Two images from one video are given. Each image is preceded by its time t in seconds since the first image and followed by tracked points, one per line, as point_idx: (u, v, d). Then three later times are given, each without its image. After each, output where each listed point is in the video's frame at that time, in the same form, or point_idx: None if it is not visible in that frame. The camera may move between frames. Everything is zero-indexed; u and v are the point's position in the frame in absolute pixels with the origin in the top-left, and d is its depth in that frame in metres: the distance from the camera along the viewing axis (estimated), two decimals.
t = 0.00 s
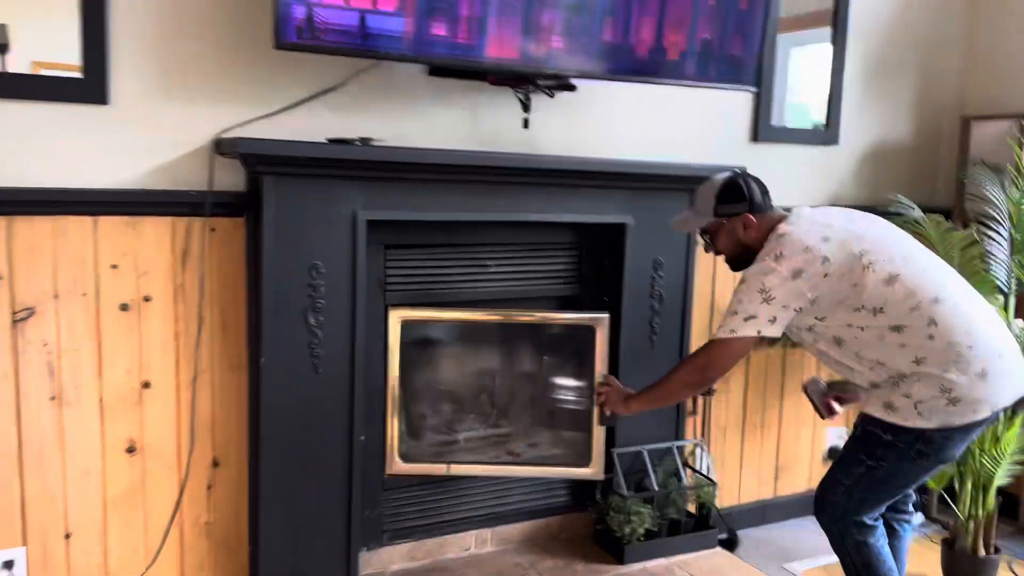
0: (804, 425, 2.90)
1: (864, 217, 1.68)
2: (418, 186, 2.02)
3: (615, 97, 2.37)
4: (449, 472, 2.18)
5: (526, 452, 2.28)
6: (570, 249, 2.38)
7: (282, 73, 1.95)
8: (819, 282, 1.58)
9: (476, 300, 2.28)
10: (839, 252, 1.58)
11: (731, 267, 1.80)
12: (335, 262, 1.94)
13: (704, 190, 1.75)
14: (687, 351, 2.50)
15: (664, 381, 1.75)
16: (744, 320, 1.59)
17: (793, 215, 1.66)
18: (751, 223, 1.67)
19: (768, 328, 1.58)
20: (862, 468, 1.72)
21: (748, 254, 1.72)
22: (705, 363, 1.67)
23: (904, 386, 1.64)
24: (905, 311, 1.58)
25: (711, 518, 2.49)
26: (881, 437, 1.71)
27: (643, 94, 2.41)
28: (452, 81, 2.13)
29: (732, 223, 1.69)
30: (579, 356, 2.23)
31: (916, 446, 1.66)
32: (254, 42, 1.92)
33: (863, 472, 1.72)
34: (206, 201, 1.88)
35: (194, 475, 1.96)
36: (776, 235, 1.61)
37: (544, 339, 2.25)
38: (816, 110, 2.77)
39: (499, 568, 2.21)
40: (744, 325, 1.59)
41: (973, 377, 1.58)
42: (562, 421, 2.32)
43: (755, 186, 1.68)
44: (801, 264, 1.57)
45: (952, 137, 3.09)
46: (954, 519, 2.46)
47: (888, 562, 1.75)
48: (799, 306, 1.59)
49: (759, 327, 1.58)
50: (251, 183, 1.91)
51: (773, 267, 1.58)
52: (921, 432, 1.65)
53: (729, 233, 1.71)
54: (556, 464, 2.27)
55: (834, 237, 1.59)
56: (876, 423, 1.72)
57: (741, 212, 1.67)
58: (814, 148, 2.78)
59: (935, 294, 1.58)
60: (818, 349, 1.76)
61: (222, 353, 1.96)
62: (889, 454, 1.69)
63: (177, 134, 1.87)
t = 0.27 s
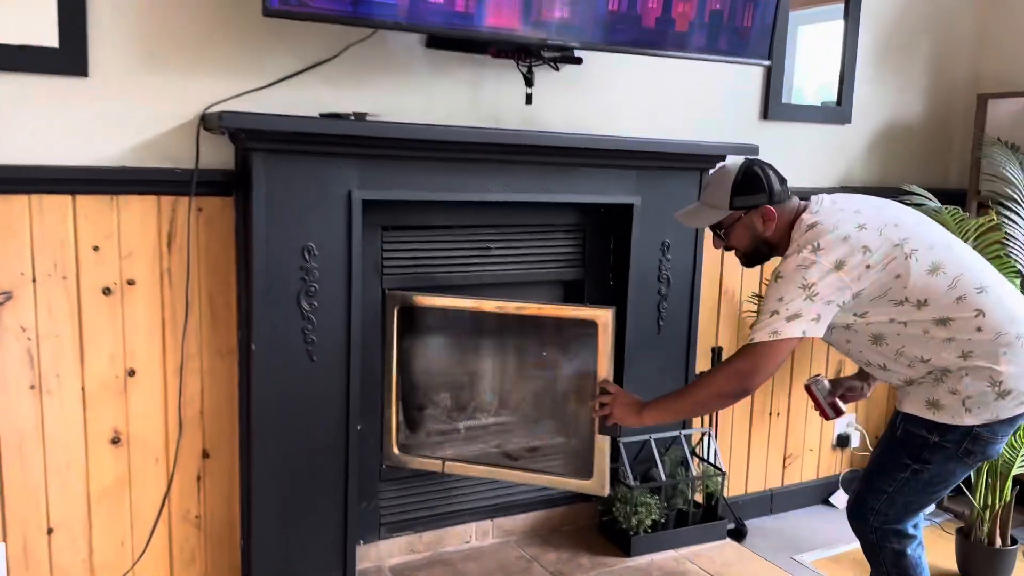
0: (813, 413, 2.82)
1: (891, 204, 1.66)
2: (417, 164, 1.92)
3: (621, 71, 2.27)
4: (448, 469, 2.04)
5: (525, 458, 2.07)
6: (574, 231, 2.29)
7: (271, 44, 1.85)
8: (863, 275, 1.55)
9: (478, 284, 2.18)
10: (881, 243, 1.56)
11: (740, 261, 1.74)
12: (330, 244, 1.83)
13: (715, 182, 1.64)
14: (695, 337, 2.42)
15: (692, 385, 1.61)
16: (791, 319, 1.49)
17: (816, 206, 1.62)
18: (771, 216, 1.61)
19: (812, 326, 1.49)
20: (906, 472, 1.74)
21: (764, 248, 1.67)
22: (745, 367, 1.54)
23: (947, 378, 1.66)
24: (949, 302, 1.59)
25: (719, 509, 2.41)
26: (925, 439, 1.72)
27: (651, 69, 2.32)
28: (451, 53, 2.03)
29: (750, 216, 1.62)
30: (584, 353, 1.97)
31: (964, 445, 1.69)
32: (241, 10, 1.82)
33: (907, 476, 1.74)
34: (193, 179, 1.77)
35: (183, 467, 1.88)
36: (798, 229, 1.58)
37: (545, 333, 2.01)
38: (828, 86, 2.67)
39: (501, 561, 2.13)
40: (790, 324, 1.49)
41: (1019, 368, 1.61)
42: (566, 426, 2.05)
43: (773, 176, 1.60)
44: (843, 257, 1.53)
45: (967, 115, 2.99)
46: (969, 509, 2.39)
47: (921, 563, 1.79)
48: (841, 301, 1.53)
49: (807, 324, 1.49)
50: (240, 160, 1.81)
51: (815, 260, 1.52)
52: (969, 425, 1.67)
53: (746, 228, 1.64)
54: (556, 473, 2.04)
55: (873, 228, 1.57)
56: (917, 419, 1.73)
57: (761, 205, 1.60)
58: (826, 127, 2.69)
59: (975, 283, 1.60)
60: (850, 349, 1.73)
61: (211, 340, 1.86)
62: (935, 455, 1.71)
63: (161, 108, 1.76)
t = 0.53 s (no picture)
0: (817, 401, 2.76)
1: (911, 196, 1.58)
2: (407, 142, 1.84)
3: (621, 47, 2.19)
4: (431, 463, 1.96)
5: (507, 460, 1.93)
6: (572, 213, 2.21)
7: (254, 15, 1.77)
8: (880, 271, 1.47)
9: (471, 268, 2.11)
10: (901, 238, 1.49)
11: (743, 250, 1.67)
12: (315, 226, 1.76)
13: (723, 166, 1.56)
14: (696, 322, 2.35)
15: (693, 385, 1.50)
16: (803, 317, 1.41)
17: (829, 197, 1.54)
18: (782, 207, 1.54)
19: (826, 326, 1.41)
20: (913, 472, 1.68)
21: (771, 238, 1.60)
22: (755, 366, 1.44)
23: (963, 379, 1.60)
24: (969, 300, 1.53)
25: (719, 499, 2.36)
26: (935, 438, 1.66)
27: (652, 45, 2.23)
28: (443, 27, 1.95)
29: (759, 205, 1.55)
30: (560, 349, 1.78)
31: (975, 446, 1.63)
32: None
33: (914, 476, 1.68)
34: (171, 157, 1.69)
35: (165, 457, 1.81)
36: (812, 220, 1.51)
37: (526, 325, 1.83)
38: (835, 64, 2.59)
39: (496, 553, 2.08)
40: (803, 323, 1.41)
41: None
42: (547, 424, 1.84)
43: (784, 161, 1.53)
44: (861, 253, 1.45)
45: (977, 94, 2.90)
46: (977, 500, 2.33)
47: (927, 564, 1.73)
48: (857, 299, 1.45)
49: (819, 323, 1.41)
50: (221, 137, 1.73)
51: (831, 256, 1.44)
52: (982, 428, 1.62)
53: (755, 217, 1.57)
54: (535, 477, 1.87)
55: (892, 222, 1.49)
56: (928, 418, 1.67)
57: (772, 193, 1.53)
58: (832, 106, 2.61)
59: (998, 280, 1.53)
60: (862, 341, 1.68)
61: (193, 326, 1.79)
62: (943, 455, 1.65)
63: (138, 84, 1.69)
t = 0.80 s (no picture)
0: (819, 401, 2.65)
1: (924, 194, 1.48)
2: (382, 129, 1.73)
3: (613, 28, 2.07)
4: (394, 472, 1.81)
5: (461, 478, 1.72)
6: (561, 205, 2.10)
7: None
8: (890, 275, 1.36)
9: (453, 262, 2.00)
10: (914, 241, 1.38)
11: (740, 249, 1.55)
12: (282, 218, 1.65)
13: (725, 155, 1.44)
14: (692, 319, 2.23)
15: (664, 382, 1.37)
16: (798, 316, 1.29)
17: (838, 194, 1.43)
18: (787, 201, 1.43)
19: (823, 328, 1.29)
20: (914, 487, 1.59)
21: (772, 236, 1.49)
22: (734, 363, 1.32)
23: (973, 391, 1.50)
24: (983, 309, 1.43)
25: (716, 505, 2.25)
26: (940, 454, 1.56)
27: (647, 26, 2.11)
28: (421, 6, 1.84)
29: (763, 200, 1.44)
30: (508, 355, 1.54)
31: (982, 462, 1.54)
32: None
33: (915, 491, 1.59)
34: (126, 144, 1.57)
35: (126, 462, 1.71)
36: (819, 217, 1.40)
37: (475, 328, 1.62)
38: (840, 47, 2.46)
39: (479, 563, 1.98)
40: (797, 323, 1.29)
41: None
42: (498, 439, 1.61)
43: (790, 152, 1.43)
44: (870, 254, 1.34)
45: (990, 79, 2.77)
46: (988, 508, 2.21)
47: None
48: (862, 303, 1.34)
49: (817, 324, 1.29)
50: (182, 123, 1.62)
51: (839, 256, 1.33)
52: (991, 443, 1.52)
53: (758, 212, 1.45)
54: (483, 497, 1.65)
55: (905, 223, 1.38)
56: (934, 429, 1.56)
57: (777, 186, 1.42)
58: (837, 92, 2.48)
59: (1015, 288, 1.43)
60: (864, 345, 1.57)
61: (154, 324, 1.68)
62: (947, 471, 1.56)
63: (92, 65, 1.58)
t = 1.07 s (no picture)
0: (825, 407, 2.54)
1: (912, 195, 1.41)
2: (357, 123, 1.63)
3: (606, 17, 1.96)
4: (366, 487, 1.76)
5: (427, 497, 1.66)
6: (551, 203, 2.00)
7: None
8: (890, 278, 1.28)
9: (437, 265, 1.90)
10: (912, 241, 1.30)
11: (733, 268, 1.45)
12: (250, 218, 1.56)
13: (707, 172, 1.37)
14: (690, 324, 2.13)
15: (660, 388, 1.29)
16: (797, 322, 1.20)
17: (831, 196, 1.34)
18: (777, 212, 1.34)
19: (824, 333, 1.21)
20: (922, 493, 1.47)
21: (766, 253, 1.39)
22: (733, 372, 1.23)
23: (977, 392, 1.40)
24: (986, 310, 1.35)
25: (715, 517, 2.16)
26: (948, 456, 1.44)
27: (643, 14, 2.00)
28: None
29: (750, 214, 1.35)
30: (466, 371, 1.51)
31: (990, 464, 1.43)
32: None
33: (923, 497, 1.47)
34: (84, 140, 1.48)
35: (89, 473, 1.63)
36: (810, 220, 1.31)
37: (440, 339, 1.57)
38: (849, 37, 2.34)
39: None
40: (797, 330, 1.20)
41: None
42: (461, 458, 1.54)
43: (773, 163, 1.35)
44: (868, 256, 1.26)
45: (1007, 70, 2.64)
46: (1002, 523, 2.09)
47: None
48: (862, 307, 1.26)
49: (816, 330, 1.20)
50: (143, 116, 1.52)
51: (837, 259, 1.24)
52: (999, 444, 1.41)
53: (747, 227, 1.36)
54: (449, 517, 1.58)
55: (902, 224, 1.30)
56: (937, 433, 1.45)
57: (763, 199, 1.34)
58: (844, 85, 2.37)
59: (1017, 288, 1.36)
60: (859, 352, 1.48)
61: (118, 329, 1.60)
62: (955, 473, 1.44)
63: (47, 56, 1.48)
